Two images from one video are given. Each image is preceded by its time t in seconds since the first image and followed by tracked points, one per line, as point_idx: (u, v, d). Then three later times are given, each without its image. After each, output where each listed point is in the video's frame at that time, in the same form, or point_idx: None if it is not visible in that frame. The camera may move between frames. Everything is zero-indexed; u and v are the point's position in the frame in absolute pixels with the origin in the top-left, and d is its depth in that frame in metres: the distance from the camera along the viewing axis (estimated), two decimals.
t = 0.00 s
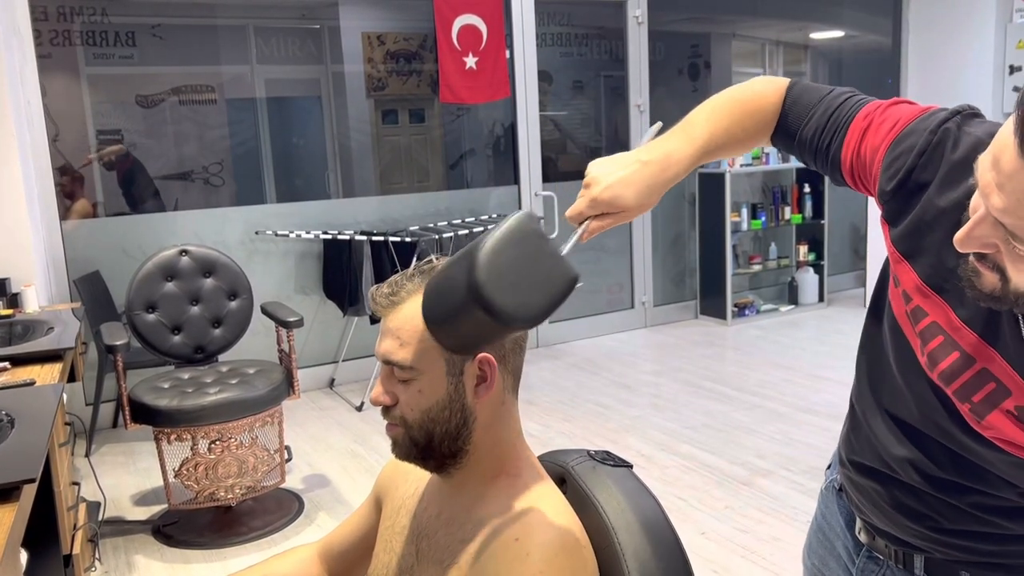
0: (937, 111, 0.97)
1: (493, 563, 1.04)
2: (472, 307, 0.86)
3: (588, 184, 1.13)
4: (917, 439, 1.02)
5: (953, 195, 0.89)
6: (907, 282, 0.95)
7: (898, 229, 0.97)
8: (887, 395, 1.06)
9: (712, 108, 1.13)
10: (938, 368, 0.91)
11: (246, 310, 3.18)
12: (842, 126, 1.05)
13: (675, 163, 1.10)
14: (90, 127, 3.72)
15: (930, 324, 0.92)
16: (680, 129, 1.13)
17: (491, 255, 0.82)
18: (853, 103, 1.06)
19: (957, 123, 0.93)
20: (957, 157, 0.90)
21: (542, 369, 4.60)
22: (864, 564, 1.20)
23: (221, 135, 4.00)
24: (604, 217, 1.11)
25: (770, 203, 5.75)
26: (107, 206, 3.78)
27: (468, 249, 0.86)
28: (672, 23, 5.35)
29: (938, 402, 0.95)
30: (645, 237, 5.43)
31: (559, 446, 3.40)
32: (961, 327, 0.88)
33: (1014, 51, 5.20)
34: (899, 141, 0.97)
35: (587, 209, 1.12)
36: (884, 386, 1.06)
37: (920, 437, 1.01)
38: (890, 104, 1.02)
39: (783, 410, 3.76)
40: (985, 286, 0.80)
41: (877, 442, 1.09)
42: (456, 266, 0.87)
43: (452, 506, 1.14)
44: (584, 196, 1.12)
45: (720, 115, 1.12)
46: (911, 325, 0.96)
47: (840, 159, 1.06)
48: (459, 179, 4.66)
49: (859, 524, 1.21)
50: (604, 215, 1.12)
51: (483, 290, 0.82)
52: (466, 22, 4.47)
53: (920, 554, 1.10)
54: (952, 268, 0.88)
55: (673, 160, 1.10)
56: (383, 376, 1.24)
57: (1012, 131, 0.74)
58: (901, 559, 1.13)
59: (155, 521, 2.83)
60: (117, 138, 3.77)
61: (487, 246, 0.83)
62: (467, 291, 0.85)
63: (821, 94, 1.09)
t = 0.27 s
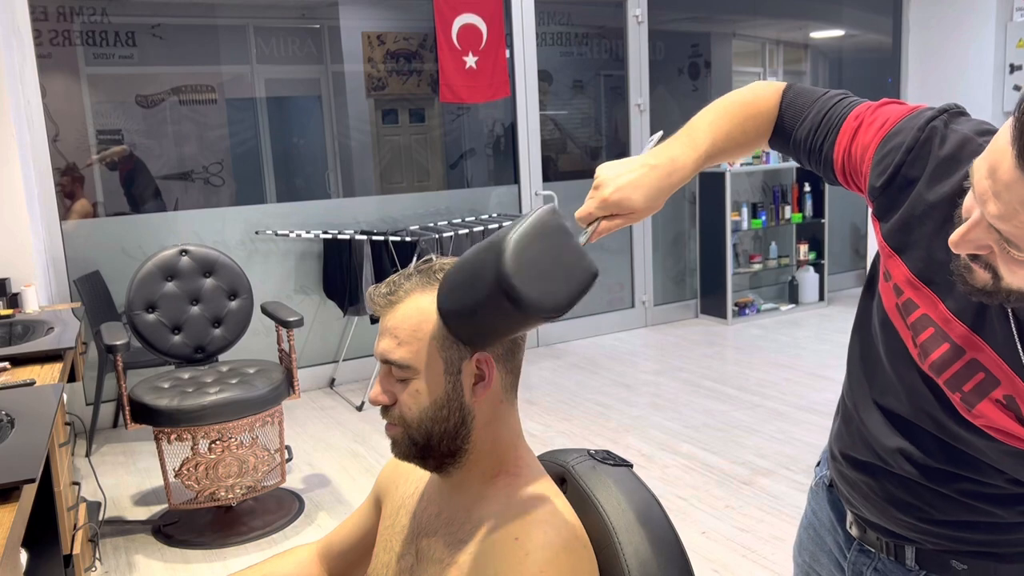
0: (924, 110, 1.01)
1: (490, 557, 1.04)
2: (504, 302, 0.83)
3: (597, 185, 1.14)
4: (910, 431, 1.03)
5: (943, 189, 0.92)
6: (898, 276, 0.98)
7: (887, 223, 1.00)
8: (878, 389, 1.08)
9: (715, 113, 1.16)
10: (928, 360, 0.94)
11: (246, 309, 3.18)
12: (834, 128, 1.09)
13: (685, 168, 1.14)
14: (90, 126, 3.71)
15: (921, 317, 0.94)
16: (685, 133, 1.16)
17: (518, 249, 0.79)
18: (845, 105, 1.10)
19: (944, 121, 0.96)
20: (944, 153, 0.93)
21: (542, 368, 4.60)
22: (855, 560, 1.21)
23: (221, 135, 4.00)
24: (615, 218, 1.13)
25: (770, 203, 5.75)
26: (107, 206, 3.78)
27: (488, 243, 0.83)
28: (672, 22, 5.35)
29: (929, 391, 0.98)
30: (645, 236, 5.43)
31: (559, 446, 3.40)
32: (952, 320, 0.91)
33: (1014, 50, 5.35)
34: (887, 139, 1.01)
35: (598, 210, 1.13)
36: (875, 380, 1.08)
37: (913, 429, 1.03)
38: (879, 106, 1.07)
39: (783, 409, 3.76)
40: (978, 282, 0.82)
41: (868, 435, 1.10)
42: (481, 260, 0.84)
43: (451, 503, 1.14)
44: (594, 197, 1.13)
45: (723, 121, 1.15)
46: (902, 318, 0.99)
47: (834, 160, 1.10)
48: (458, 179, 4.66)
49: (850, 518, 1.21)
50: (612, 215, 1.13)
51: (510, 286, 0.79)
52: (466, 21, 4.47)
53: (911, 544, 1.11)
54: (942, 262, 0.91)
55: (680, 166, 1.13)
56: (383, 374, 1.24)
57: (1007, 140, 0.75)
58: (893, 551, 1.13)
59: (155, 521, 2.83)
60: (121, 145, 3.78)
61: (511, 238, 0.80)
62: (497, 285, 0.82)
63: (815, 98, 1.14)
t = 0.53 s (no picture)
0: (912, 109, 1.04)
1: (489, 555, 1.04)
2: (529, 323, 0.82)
3: (605, 189, 1.08)
4: (903, 421, 1.03)
5: (936, 182, 0.93)
6: (891, 268, 0.99)
7: (878, 217, 1.02)
8: (870, 380, 1.08)
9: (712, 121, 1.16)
10: (922, 350, 0.94)
11: (246, 309, 3.18)
12: (825, 127, 1.12)
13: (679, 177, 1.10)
14: (90, 126, 3.71)
15: (914, 308, 0.95)
16: (682, 142, 1.14)
17: (556, 264, 0.76)
18: (835, 105, 1.13)
19: (933, 119, 0.99)
20: (934, 148, 0.95)
21: (543, 368, 4.59)
22: (847, 552, 1.21)
23: (221, 135, 4.00)
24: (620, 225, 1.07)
25: (770, 202, 5.75)
26: (107, 206, 3.78)
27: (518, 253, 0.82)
28: (672, 21, 5.35)
29: (921, 380, 0.98)
30: (646, 236, 5.43)
31: (560, 445, 3.40)
32: (944, 309, 0.91)
33: (1015, 49, 5.52)
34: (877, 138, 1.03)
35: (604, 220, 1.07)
36: (868, 372, 1.08)
37: (905, 420, 1.03)
38: (868, 106, 1.09)
39: (783, 408, 3.76)
40: (977, 273, 0.83)
41: (860, 426, 1.10)
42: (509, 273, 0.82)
43: (450, 501, 1.14)
44: (602, 204, 1.06)
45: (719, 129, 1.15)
46: (895, 310, 0.99)
47: (826, 160, 1.12)
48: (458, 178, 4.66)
49: (839, 511, 1.21)
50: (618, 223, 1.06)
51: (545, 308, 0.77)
52: (465, 21, 4.47)
53: (903, 534, 1.11)
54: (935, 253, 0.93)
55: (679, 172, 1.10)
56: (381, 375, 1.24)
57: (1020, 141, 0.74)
58: (885, 542, 1.13)
59: (155, 521, 2.83)
60: (123, 144, 3.79)
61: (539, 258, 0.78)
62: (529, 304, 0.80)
63: (806, 99, 1.16)
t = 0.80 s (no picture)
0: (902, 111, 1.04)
1: (488, 553, 1.04)
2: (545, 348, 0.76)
3: (613, 201, 1.09)
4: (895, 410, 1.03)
5: (930, 180, 0.95)
6: (886, 263, 1.00)
7: (870, 215, 1.03)
8: (865, 369, 1.07)
9: (708, 127, 1.16)
10: (917, 342, 0.95)
11: (246, 309, 3.18)
12: (815, 129, 1.12)
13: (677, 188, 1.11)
14: (90, 126, 3.71)
15: (909, 301, 0.96)
16: (683, 148, 1.15)
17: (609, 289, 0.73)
18: (824, 107, 1.13)
19: (925, 120, 1.00)
20: (930, 147, 0.97)
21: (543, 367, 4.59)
22: (838, 546, 1.21)
23: (221, 135, 3.99)
24: (626, 237, 1.09)
25: (770, 200, 5.74)
26: (108, 206, 3.78)
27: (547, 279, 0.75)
28: (672, 20, 5.35)
29: (919, 371, 0.98)
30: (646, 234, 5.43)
31: (560, 445, 3.40)
32: (939, 300, 0.93)
33: (1015, 48, 5.68)
34: (872, 140, 1.04)
35: (613, 232, 1.09)
36: (861, 361, 1.07)
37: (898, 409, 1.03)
38: (857, 107, 1.09)
39: (784, 407, 3.76)
40: (980, 266, 0.84)
41: (853, 415, 1.09)
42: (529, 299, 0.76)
43: (448, 500, 1.14)
44: (614, 215, 1.07)
45: (716, 135, 1.15)
46: (889, 304, 1.01)
47: (816, 162, 1.12)
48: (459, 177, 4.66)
49: (827, 505, 1.21)
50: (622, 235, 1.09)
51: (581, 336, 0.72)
52: (465, 19, 4.47)
53: (892, 524, 1.11)
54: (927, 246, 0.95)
55: (678, 182, 1.12)
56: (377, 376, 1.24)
57: None
58: (875, 533, 1.13)
59: (155, 521, 2.83)
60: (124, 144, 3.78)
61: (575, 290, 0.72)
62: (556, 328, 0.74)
63: (794, 101, 1.16)
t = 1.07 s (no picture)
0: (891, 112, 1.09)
1: (490, 553, 1.04)
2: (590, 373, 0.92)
3: (622, 218, 1.09)
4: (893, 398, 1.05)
5: (924, 176, 0.99)
6: (883, 257, 1.03)
7: (865, 211, 1.06)
8: (861, 359, 1.09)
9: (697, 140, 1.18)
10: (915, 331, 0.99)
11: (247, 308, 3.18)
12: (808, 130, 1.15)
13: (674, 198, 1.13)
14: (91, 125, 3.71)
15: (907, 292, 1.00)
16: (677, 162, 1.17)
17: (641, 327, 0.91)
18: (813, 108, 1.17)
19: (914, 119, 1.05)
20: (922, 145, 1.01)
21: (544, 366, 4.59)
22: (834, 537, 1.21)
23: (222, 134, 3.99)
24: (634, 253, 1.09)
25: (772, 200, 5.73)
26: (109, 206, 3.79)
27: (602, 313, 0.91)
28: (673, 20, 5.34)
29: (918, 360, 1.01)
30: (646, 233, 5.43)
31: (560, 445, 3.39)
32: (935, 290, 0.97)
33: (1015, 46, 5.50)
34: (865, 139, 1.07)
35: (622, 247, 1.08)
36: (858, 351, 1.10)
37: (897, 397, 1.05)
38: (847, 109, 1.14)
39: (785, 407, 3.75)
40: (983, 253, 0.87)
41: (850, 404, 1.11)
42: (583, 328, 0.91)
43: (447, 500, 1.14)
44: (624, 234, 1.08)
45: (705, 148, 1.18)
46: (886, 295, 1.04)
47: (809, 161, 1.16)
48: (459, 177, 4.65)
49: (821, 495, 1.22)
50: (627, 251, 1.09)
51: (637, 364, 0.89)
52: (466, 19, 4.47)
53: (888, 510, 1.12)
54: (922, 238, 0.99)
55: (675, 194, 1.13)
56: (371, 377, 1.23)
57: None
58: (871, 519, 1.15)
59: (156, 520, 2.83)
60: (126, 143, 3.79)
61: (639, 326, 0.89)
62: (612, 359, 0.90)
63: (782, 103, 1.20)
